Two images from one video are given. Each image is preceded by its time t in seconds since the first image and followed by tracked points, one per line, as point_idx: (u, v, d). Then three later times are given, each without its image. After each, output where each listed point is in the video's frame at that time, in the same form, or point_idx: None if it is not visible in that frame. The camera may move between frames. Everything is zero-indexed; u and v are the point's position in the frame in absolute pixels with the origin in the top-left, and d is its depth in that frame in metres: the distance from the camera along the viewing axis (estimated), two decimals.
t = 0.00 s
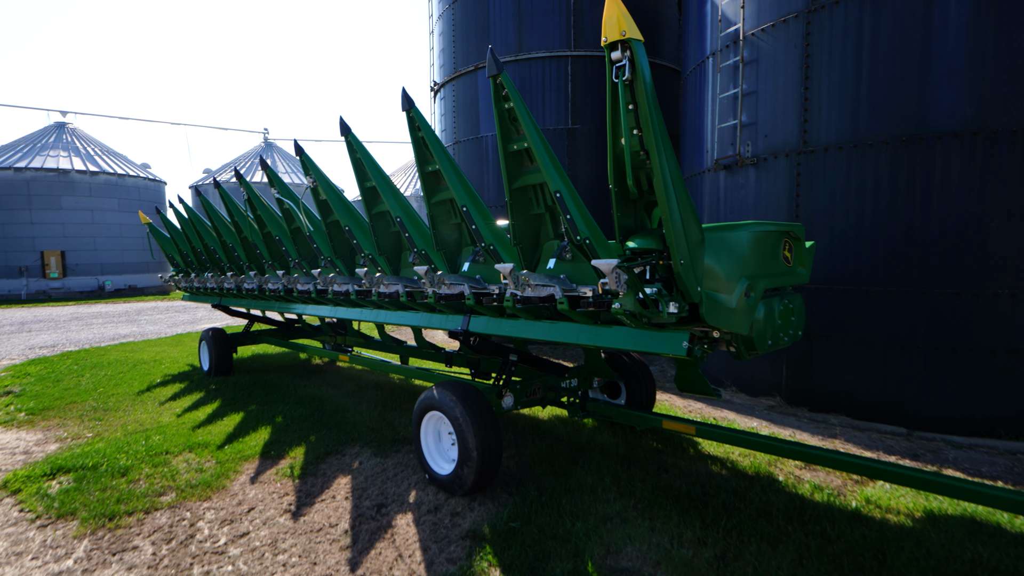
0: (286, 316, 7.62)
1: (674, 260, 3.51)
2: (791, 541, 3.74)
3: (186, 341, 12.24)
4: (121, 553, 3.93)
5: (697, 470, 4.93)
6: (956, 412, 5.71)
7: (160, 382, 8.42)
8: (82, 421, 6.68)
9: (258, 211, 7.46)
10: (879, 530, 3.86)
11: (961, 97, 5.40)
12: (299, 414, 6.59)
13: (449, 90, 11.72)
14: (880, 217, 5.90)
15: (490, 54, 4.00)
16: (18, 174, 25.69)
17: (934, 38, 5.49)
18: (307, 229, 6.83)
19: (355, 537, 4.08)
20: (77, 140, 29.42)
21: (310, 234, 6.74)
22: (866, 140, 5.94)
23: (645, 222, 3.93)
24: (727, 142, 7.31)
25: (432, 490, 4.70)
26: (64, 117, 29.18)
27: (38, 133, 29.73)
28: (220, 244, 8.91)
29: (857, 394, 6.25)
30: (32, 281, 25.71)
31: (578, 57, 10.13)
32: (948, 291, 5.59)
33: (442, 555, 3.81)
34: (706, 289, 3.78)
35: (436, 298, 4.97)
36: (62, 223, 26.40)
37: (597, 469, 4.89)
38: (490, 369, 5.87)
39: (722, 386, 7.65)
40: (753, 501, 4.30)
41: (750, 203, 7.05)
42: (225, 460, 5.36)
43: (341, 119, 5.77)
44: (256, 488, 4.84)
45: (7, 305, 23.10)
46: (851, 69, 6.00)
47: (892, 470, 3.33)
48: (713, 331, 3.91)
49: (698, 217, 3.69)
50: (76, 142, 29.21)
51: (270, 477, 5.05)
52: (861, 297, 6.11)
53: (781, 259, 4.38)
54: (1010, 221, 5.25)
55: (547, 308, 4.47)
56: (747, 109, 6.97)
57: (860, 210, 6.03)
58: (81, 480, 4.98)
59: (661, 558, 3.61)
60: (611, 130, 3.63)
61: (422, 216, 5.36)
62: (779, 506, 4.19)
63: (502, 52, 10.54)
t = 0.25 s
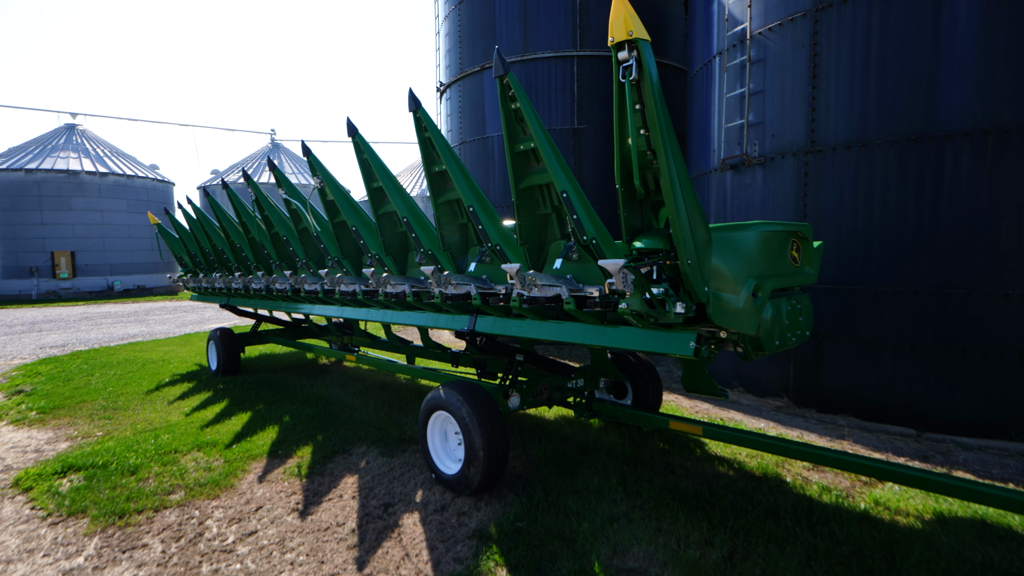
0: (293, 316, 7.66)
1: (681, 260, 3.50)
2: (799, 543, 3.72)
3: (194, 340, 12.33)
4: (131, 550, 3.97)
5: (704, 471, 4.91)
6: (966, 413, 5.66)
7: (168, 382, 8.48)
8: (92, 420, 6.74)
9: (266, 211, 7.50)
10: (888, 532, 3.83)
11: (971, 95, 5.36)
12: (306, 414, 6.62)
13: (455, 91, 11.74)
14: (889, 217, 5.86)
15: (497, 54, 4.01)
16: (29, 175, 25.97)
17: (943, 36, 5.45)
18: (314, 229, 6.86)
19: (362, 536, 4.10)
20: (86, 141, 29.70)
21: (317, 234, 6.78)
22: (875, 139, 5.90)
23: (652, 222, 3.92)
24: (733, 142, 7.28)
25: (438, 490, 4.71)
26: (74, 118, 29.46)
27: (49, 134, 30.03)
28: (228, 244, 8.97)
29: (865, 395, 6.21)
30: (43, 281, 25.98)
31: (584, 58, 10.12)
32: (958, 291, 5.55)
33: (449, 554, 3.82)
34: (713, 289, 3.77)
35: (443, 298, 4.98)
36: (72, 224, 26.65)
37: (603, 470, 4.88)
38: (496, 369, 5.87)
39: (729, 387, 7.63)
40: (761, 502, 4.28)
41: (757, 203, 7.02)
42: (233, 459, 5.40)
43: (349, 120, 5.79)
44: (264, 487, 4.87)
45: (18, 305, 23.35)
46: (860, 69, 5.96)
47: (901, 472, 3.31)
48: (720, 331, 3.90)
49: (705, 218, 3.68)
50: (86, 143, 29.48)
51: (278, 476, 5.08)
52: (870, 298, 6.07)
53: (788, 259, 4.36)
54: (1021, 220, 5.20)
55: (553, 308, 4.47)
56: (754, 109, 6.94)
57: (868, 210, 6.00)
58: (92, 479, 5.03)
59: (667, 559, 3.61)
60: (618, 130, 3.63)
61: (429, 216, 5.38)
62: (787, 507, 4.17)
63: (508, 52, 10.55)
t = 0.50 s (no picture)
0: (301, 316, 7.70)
1: (688, 261, 3.49)
2: (807, 545, 3.70)
3: (203, 340, 12.41)
4: (140, 549, 4.00)
5: (711, 472, 4.90)
6: (976, 415, 5.61)
7: (177, 381, 8.54)
8: (101, 419, 6.80)
9: (274, 212, 7.54)
10: (897, 534, 3.81)
11: (982, 95, 5.32)
12: (313, 414, 6.65)
13: (461, 91, 11.76)
14: (898, 217, 5.82)
15: (504, 55, 4.01)
16: (40, 176, 26.23)
17: (954, 36, 5.41)
18: (322, 230, 6.89)
19: (369, 536, 4.11)
20: (96, 142, 29.96)
21: (324, 235, 6.81)
22: (884, 139, 5.87)
23: (660, 223, 3.91)
24: (741, 142, 7.26)
25: (445, 490, 4.72)
26: (84, 119, 29.73)
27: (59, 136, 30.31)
28: (236, 245, 9.02)
29: (874, 397, 6.17)
30: (53, 281, 26.23)
31: (590, 58, 10.11)
32: (968, 292, 5.50)
33: (456, 554, 3.83)
34: (721, 290, 3.75)
35: (449, 298, 4.98)
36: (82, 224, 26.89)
37: (610, 471, 4.87)
38: (502, 369, 5.87)
39: (736, 388, 7.59)
40: (768, 504, 4.27)
41: (764, 203, 6.99)
42: (241, 458, 5.43)
43: (356, 121, 5.82)
44: (272, 486, 4.90)
45: (29, 305, 23.59)
46: (869, 68, 5.93)
47: (911, 475, 3.29)
48: (728, 333, 3.89)
49: (713, 218, 3.67)
50: (95, 144, 29.74)
51: (285, 476, 5.10)
52: (879, 299, 6.03)
53: (796, 260, 4.34)
54: None
55: (560, 309, 4.47)
56: (762, 109, 6.91)
57: (877, 210, 5.96)
58: (102, 477, 5.07)
59: (675, 561, 3.60)
60: (626, 131, 3.63)
61: (436, 216, 5.39)
62: (795, 509, 4.15)
63: (515, 53, 10.55)
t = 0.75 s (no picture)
0: (309, 316, 7.73)
1: (697, 261, 3.48)
2: (817, 547, 3.68)
3: (211, 339, 12.50)
4: (150, 546, 4.03)
5: (719, 474, 4.88)
6: (988, 418, 5.55)
7: (186, 380, 8.60)
8: (111, 417, 6.86)
9: (282, 212, 7.58)
10: (908, 537, 3.77)
11: (994, 95, 5.27)
12: (321, 413, 6.68)
13: (468, 92, 11.78)
14: (909, 218, 5.78)
15: (513, 55, 4.01)
16: (51, 176, 26.52)
17: (966, 34, 5.36)
18: (330, 230, 6.92)
19: (377, 535, 4.12)
20: (107, 143, 30.24)
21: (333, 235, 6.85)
22: (894, 139, 5.82)
23: (668, 223, 3.90)
24: (749, 142, 7.22)
25: (452, 490, 4.73)
26: (95, 120, 30.01)
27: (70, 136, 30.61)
28: (244, 244, 9.08)
29: (883, 398, 6.13)
30: (64, 280, 26.50)
31: (598, 58, 10.10)
32: (980, 294, 5.45)
33: (463, 554, 3.83)
34: (730, 291, 3.74)
35: (457, 298, 4.98)
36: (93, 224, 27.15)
37: (617, 471, 4.86)
38: (509, 369, 5.87)
39: (744, 389, 7.56)
40: (777, 505, 4.24)
41: (773, 203, 6.96)
42: (250, 456, 5.46)
43: (365, 122, 5.84)
44: (280, 485, 4.92)
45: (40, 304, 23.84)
46: (879, 68, 5.89)
47: (923, 477, 3.26)
48: (737, 333, 3.87)
49: (722, 219, 3.66)
50: (106, 145, 30.02)
51: (293, 474, 5.13)
52: (889, 300, 5.98)
53: (806, 260, 4.32)
54: None
55: (568, 309, 4.47)
56: (770, 109, 6.88)
57: (888, 211, 5.91)
58: (112, 474, 5.12)
59: (683, 562, 3.59)
60: (635, 130, 3.62)
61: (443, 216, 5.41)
62: (804, 511, 4.13)
63: (522, 53, 10.56)
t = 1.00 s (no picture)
0: (317, 316, 7.76)
1: (707, 261, 3.46)
2: (828, 550, 3.64)
3: (220, 339, 12.58)
4: (161, 544, 4.06)
5: (729, 475, 4.84)
6: (1002, 420, 5.48)
7: (196, 379, 8.66)
8: (123, 416, 6.92)
9: (291, 212, 7.62)
10: (921, 541, 3.73)
11: (1009, 93, 5.20)
12: (329, 412, 6.70)
13: (476, 92, 11.78)
14: (921, 218, 5.71)
15: (522, 55, 4.01)
16: (64, 177, 26.82)
17: (979, 32, 5.30)
18: (339, 230, 6.95)
19: (386, 534, 4.13)
20: (118, 144, 30.54)
21: (341, 235, 6.88)
22: (906, 138, 5.76)
23: (677, 224, 3.88)
24: (759, 142, 7.17)
25: (460, 490, 4.73)
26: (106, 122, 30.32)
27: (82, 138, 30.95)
28: (254, 245, 9.13)
29: (895, 400, 6.07)
30: (76, 280, 26.80)
31: (606, 58, 10.07)
32: (994, 295, 5.38)
33: (471, 554, 3.83)
34: (740, 291, 3.71)
35: (465, 298, 4.97)
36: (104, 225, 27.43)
37: (625, 473, 4.85)
38: (517, 370, 5.85)
39: (753, 390, 7.51)
40: (787, 507, 4.21)
41: (783, 203, 6.90)
42: (259, 456, 5.49)
43: (373, 122, 5.85)
44: (289, 484, 4.94)
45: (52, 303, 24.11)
46: (891, 66, 5.83)
47: (937, 480, 3.22)
48: (747, 334, 3.84)
49: (733, 219, 3.63)
50: (117, 146, 30.31)
51: (302, 474, 5.15)
52: (901, 301, 5.92)
53: (817, 260, 4.28)
54: None
55: (576, 309, 4.46)
56: (780, 108, 6.83)
57: (899, 210, 5.85)
58: (123, 473, 5.16)
59: (692, 564, 3.57)
60: (644, 130, 3.60)
61: (451, 216, 5.42)
62: (814, 514, 4.09)
63: (530, 53, 10.55)
